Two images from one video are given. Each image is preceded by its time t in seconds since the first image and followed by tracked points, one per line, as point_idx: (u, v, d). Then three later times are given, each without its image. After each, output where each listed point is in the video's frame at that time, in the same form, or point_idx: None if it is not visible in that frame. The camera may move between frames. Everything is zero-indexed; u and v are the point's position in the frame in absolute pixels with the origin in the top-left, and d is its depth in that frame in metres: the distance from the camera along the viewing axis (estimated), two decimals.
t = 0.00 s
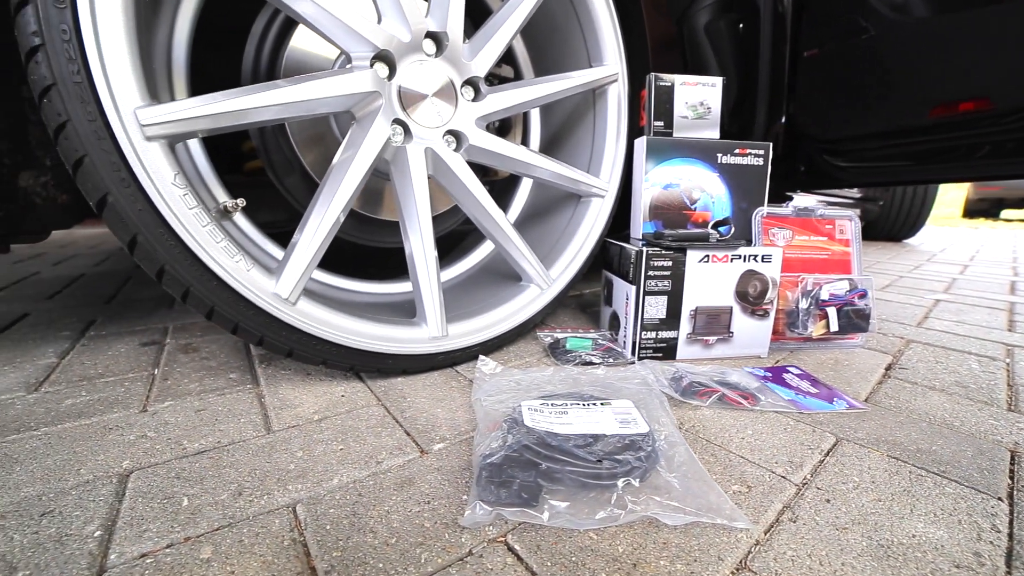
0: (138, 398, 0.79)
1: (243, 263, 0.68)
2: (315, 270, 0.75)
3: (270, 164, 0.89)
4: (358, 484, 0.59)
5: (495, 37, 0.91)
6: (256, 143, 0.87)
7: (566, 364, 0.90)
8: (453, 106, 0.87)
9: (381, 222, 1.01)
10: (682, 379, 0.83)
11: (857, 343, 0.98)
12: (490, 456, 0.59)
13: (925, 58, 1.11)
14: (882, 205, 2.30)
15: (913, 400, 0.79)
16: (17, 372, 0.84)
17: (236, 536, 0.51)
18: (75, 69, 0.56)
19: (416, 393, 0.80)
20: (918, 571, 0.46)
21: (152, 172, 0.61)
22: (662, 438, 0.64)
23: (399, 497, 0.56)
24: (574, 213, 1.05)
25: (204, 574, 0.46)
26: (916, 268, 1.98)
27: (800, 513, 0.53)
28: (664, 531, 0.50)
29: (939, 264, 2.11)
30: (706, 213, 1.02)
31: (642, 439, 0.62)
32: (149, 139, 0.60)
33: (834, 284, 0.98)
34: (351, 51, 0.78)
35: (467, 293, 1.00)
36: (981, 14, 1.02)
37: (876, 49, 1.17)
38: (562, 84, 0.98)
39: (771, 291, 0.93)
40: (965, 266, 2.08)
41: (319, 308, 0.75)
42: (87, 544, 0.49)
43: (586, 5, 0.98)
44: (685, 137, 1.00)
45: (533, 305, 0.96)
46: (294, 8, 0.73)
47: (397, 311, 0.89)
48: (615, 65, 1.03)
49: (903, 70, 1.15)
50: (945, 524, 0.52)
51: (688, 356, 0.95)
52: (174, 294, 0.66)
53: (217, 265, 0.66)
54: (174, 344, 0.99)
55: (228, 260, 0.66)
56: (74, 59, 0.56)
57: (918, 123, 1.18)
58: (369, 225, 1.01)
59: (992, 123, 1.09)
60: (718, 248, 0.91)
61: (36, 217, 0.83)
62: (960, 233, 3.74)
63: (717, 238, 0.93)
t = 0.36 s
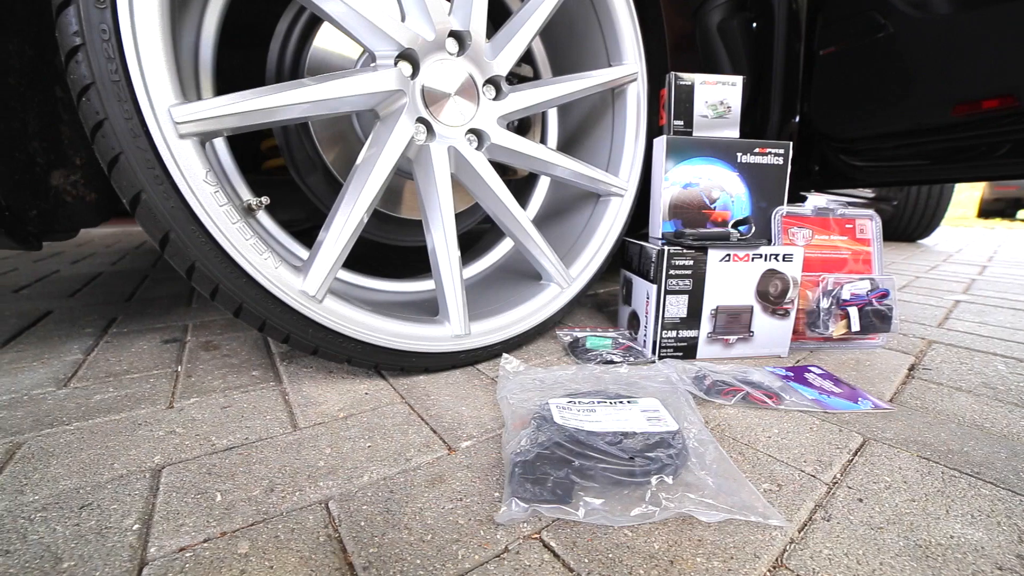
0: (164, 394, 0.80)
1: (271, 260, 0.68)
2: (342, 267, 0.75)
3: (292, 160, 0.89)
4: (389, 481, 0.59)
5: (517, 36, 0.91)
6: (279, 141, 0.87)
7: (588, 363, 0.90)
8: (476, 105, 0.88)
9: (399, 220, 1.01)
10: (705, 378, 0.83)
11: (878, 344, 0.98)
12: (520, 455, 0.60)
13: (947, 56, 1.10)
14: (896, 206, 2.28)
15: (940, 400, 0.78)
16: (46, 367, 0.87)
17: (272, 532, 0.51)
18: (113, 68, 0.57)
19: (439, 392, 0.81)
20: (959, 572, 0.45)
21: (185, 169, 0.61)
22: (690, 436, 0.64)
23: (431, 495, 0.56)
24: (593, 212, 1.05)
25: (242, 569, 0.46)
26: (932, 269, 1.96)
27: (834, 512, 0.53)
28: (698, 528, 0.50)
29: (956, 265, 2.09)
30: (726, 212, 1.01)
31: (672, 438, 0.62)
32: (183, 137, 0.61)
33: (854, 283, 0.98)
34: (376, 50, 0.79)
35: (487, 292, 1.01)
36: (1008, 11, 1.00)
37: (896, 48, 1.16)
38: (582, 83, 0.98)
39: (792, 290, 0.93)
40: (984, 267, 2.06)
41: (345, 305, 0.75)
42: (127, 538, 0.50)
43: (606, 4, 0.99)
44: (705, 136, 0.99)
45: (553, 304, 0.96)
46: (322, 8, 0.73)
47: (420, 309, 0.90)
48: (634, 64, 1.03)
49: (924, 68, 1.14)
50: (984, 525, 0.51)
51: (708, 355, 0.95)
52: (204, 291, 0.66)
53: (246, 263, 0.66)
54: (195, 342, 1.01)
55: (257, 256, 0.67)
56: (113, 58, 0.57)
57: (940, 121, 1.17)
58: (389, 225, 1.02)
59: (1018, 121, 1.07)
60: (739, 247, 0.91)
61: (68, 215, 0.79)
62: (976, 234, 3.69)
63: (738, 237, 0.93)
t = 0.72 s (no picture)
0: (194, 396, 0.81)
1: (306, 263, 0.68)
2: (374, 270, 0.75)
3: (320, 163, 0.89)
4: (427, 487, 0.59)
5: (545, 39, 0.90)
6: (308, 143, 0.87)
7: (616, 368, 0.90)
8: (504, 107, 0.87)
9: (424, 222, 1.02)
10: (735, 384, 0.81)
11: (907, 349, 0.97)
12: (559, 463, 0.59)
13: (979, 55, 1.07)
14: (915, 207, 2.26)
15: (978, 408, 0.76)
16: (79, 367, 0.90)
17: (315, 538, 0.51)
18: (156, 72, 0.57)
19: (468, 396, 0.81)
20: None
21: (223, 172, 0.61)
22: (729, 441, 0.64)
23: (471, 501, 0.56)
24: (617, 216, 1.05)
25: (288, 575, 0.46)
26: (955, 272, 1.93)
27: (880, 522, 0.52)
28: (744, 537, 0.49)
29: (980, 267, 2.05)
30: (752, 216, 1.01)
31: (711, 445, 0.62)
32: (222, 140, 0.61)
33: (885, 288, 0.97)
34: (406, 52, 0.78)
35: (513, 296, 1.01)
36: None
37: (923, 47, 1.15)
38: (608, 85, 0.97)
39: (821, 295, 0.92)
40: (1008, 271, 2.02)
41: (378, 308, 0.75)
42: (172, 542, 0.50)
43: (633, 6, 0.98)
44: (732, 138, 0.99)
45: (579, 307, 0.96)
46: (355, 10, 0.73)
47: (448, 314, 0.90)
48: (660, 66, 1.02)
49: (954, 68, 1.11)
50: None
51: (735, 360, 0.94)
52: (239, 295, 0.66)
53: (282, 267, 0.66)
54: (220, 344, 1.01)
55: (292, 259, 0.66)
56: (156, 62, 0.57)
57: (971, 122, 1.14)
58: (415, 227, 1.02)
59: None
60: (768, 251, 0.90)
61: (101, 217, 0.79)
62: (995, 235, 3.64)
63: (767, 241, 0.92)
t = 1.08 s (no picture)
0: (225, 403, 0.80)
1: (341, 272, 0.67)
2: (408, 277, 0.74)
3: (348, 169, 0.90)
4: (468, 500, 0.58)
5: (575, 42, 0.89)
6: (338, 149, 0.87)
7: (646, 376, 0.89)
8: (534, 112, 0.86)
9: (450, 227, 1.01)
10: (769, 393, 0.80)
11: (942, 357, 0.95)
12: (602, 477, 0.58)
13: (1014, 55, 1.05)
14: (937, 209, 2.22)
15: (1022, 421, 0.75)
16: (109, 372, 0.91)
17: (361, 553, 0.50)
18: (199, 80, 0.57)
19: (499, 404, 0.80)
20: None
21: (262, 181, 0.61)
22: (770, 453, 0.63)
23: (514, 514, 0.56)
24: (643, 222, 1.04)
25: None
26: (981, 277, 1.90)
27: (935, 543, 0.50)
28: (795, 554, 0.48)
29: (1006, 272, 2.01)
30: (781, 221, 1.00)
31: (756, 458, 0.60)
32: (261, 147, 0.60)
33: (919, 295, 0.95)
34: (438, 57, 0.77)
35: (539, 301, 1.00)
36: None
37: (955, 45, 1.12)
38: (636, 90, 0.96)
39: (853, 302, 0.91)
40: None
41: (410, 316, 0.75)
42: (217, 555, 0.50)
43: (662, 11, 0.98)
44: (761, 143, 0.98)
45: (608, 314, 0.96)
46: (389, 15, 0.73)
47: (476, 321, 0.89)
48: (689, 70, 1.01)
49: (988, 66, 1.10)
50: None
51: (765, 367, 0.93)
52: (274, 304, 0.66)
53: (318, 275, 0.65)
54: (246, 348, 1.01)
55: (328, 268, 0.66)
56: (199, 71, 0.57)
57: (1003, 123, 1.12)
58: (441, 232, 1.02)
59: None
60: (800, 258, 0.89)
61: (135, 223, 0.80)
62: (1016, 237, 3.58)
63: (798, 247, 0.90)
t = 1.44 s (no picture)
0: (260, 418, 0.80)
1: (385, 290, 0.66)
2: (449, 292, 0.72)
3: (382, 179, 0.90)
4: (519, 526, 0.57)
5: (614, 51, 0.88)
6: (373, 161, 0.88)
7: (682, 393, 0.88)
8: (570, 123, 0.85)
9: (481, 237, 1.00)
10: (814, 412, 0.78)
11: (992, 374, 0.93)
12: (656, 505, 0.57)
13: None
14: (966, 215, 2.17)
15: None
16: (144, 383, 0.91)
17: None
18: (247, 96, 0.56)
19: (537, 421, 0.79)
20: None
21: (307, 197, 0.59)
22: (827, 478, 0.61)
23: (568, 542, 0.54)
24: (677, 233, 1.03)
25: None
26: (1014, 285, 1.85)
27: None
28: None
29: None
30: (819, 233, 0.98)
31: (813, 485, 0.58)
32: (306, 164, 0.59)
33: (966, 310, 0.93)
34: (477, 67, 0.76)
35: (572, 313, 0.99)
36: None
37: (1002, 43, 1.11)
38: (672, 99, 0.94)
39: (896, 317, 0.89)
40: None
41: (451, 333, 0.73)
42: None
43: (699, 19, 0.96)
44: (800, 154, 0.95)
45: (643, 327, 0.94)
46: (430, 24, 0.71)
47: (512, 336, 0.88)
48: (725, 79, 0.99)
49: None
50: None
51: (803, 383, 0.91)
52: (316, 322, 0.64)
53: (362, 293, 0.64)
54: (276, 359, 1.01)
55: (372, 285, 0.64)
56: (247, 86, 0.56)
57: None
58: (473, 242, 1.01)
59: None
60: (843, 273, 0.87)
61: (171, 235, 0.80)
62: None
63: (840, 262, 0.88)
